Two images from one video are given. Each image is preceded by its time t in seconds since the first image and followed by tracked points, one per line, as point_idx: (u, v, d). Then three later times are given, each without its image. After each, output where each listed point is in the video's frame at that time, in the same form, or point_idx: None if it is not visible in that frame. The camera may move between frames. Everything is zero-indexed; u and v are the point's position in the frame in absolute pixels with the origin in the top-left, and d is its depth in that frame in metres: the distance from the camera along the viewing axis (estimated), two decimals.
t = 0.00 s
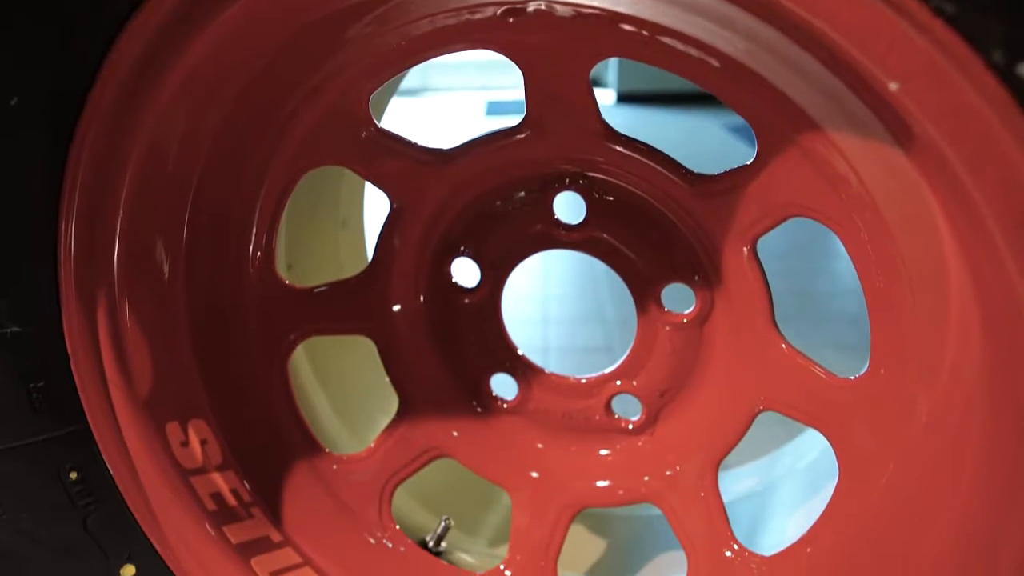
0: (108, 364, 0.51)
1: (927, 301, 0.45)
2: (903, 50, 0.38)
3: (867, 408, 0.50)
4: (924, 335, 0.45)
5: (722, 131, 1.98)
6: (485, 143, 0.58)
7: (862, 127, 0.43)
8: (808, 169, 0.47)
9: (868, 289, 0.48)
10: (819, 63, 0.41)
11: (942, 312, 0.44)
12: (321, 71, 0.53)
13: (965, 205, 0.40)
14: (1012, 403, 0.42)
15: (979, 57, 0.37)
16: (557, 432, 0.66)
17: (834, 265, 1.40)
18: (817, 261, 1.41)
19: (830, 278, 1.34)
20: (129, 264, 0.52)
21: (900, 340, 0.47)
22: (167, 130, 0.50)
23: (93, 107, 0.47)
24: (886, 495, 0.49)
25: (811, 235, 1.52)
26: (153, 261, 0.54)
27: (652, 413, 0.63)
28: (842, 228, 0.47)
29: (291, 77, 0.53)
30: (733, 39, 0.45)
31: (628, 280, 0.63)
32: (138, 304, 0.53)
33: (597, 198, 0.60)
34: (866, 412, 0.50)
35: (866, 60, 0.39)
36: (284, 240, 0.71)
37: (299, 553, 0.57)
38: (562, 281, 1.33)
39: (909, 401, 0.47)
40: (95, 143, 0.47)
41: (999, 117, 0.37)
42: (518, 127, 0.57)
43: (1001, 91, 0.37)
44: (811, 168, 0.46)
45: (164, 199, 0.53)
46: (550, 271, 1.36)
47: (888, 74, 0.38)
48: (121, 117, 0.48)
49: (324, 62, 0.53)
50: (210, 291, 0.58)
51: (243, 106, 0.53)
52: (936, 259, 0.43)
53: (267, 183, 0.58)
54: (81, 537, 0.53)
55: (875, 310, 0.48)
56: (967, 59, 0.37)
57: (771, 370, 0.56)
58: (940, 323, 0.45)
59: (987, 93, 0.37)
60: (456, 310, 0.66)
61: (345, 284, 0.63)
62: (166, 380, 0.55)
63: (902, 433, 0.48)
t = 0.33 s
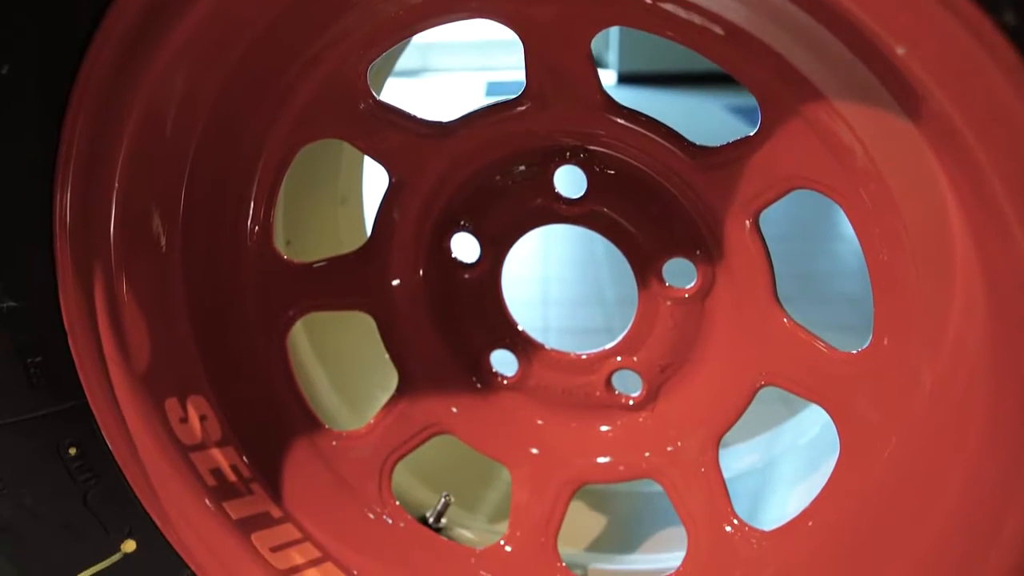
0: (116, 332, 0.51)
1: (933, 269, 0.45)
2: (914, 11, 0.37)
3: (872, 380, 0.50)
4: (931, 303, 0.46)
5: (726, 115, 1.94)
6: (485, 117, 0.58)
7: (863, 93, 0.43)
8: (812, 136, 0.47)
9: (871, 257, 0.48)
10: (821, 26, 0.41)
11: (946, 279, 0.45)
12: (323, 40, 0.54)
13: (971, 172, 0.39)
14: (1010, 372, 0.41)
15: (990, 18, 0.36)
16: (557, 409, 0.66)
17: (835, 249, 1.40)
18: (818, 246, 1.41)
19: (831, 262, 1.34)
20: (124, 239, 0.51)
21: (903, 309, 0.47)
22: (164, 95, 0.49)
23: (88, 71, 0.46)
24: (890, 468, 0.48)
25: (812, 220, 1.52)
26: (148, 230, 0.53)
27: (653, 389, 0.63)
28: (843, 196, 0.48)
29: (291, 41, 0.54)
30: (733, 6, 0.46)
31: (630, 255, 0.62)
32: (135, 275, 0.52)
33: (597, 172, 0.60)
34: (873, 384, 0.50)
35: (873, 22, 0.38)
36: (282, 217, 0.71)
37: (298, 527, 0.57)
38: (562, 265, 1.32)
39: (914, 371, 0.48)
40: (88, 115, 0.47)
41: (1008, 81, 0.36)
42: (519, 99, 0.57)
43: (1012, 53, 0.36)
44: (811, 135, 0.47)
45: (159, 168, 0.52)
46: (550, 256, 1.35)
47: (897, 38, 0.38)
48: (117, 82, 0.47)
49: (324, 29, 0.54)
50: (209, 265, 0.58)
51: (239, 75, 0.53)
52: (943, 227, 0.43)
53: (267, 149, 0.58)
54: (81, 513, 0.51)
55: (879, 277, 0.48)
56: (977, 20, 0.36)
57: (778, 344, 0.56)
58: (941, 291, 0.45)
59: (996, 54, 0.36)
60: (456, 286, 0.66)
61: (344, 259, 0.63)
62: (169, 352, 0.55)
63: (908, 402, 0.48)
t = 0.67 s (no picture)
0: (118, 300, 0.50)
1: (937, 240, 0.45)
2: None
3: (877, 354, 0.50)
4: (931, 275, 0.46)
5: (726, 97, 1.91)
6: (488, 89, 0.59)
7: (869, 59, 0.42)
8: (811, 108, 0.48)
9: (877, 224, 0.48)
10: None
11: (957, 248, 0.44)
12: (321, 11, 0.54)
13: (977, 136, 0.39)
14: (1006, 339, 0.41)
15: None
16: (557, 385, 0.66)
17: (836, 232, 1.40)
18: (819, 228, 1.41)
19: (833, 244, 1.34)
20: (121, 210, 0.50)
21: (908, 281, 0.47)
22: (160, 64, 0.48)
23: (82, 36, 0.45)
24: (892, 442, 0.48)
25: (813, 203, 1.52)
26: (146, 201, 0.52)
27: (653, 366, 0.63)
28: (846, 166, 0.48)
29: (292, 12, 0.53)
30: None
31: (629, 229, 0.63)
32: (132, 251, 0.52)
33: (598, 146, 0.61)
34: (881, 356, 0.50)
35: None
36: (282, 194, 0.71)
37: (298, 502, 0.57)
38: (562, 248, 1.32)
39: (915, 344, 0.48)
40: (82, 82, 0.46)
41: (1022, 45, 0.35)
42: (520, 73, 0.58)
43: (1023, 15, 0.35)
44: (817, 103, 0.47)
45: (156, 139, 0.51)
46: (549, 239, 1.35)
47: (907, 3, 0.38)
48: (111, 50, 0.46)
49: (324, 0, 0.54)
50: (210, 238, 0.57)
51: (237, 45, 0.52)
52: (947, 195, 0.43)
53: (264, 122, 0.58)
54: (81, 490, 0.51)
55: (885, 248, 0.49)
56: None
57: (779, 318, 0.57)
58: (938, 263, 0.45)
59: (1009, 16, 0.35)
60: (456, 262, 0.66)
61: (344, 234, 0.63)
62: (168, 325, 0.54)
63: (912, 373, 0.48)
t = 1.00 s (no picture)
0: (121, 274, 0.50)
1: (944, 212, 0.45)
2: None
3: (879, 329, 0.50)
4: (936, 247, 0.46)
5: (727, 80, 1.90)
6: (487, 64, 0.59)
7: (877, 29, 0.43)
8: (818, 77, 0.48)
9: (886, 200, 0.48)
10: None
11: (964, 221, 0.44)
12: None
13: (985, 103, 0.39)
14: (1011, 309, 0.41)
15: None
16: (557, 364, 0.66)
17: (837, 215, 1.40)
18: (820, 212, 1.41)
19: (834, 228, 1.34)
20: (118, 183, 0.50)
21: (912, 252, 0.47)
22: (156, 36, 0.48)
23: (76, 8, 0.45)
24: (896, 419, 0.48)
25: (815, 188, 1.52)
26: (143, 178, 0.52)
27: (653, 345, 0.63)
28: (849, 139, 0.48)
29: None
30: None
31: (631, 208, 0.62)
32: (129, 225, 0.51)
33: (599, 123, 0.61)
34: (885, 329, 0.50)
35: None
36: (280, 175, 0.70)
37: (298, 482, 0.56)
38: (562, 232, 1.31)
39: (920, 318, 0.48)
40: (78, 55, 0.46)
41: None
42: (520, 48, 0.58)
43: None
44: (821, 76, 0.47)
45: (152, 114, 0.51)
46: (549, 223, 1.35)
47: None
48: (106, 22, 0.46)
49: None
50: (209, 214, 0.57)
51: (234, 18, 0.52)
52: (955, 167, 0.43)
53: (263, 97, 0.57)
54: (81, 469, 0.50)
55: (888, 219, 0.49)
56: None
57: (782, 296, 0.57)
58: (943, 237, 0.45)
59: None
60: (456, 240, 0.66)
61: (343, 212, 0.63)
62: (167, 303, 0.54)
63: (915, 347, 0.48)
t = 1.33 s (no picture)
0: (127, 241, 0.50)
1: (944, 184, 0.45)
2: None
3: (879, 303, 0.51)
4: (938, 220, 0.46)
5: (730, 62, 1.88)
6: (489, 39, 0.60)
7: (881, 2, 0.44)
8: (823, 49, 0.49)
9: (887, 177, 0.49)
10: None
11: (963, 191, 0.44)
12: None
13: (990, 66, 0.38)
14: (1006, 277, 0.41)
15: None
16: (557, 343, 0.66)
17: (838, 198, 1.40)
18: (821, 196, 1.41)
19: (835, 210, 1.34)
20: (113, 161, 0.49)
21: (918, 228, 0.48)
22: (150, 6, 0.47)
23: None
24: (902, 395, 0.48)
25: (815, 172, 1.51)
26: (139, 152, 0.51)
27: (653, 323, 0.64)
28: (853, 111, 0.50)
29: None
30: None
31: (633, 183, 0.64)
32: (124, 205, 0.50)
33: (601, 98, 0.62)
34: (886, 305, 0.51)
35: None
36: (278, 148, 0.69)
37: (298, 461, 0.55)
38: (562, 215, 1.31)
39: (920, 292, 0.48)
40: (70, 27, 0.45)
41: None
42: (521, 22, 0.59)
43: None
44: (826, 50, 0.49)
45: (148, 88, 0.50)
46: (549, 206, 1.34)
47: None
48: None
49: None
50: (207, 191, 0.57)
51: None
52: (953, 136, 0.43)
53: (262, 71, 0.58)
54: (80, 447, 0.49)
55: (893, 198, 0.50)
56: None
57: (783, 272, 0.58)
58: (944, 209, 0.45)
59: None
60: (455, 218, 0.67)
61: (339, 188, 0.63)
62: (162, 283, 0.53)
63: (918, 322, 0.48)
